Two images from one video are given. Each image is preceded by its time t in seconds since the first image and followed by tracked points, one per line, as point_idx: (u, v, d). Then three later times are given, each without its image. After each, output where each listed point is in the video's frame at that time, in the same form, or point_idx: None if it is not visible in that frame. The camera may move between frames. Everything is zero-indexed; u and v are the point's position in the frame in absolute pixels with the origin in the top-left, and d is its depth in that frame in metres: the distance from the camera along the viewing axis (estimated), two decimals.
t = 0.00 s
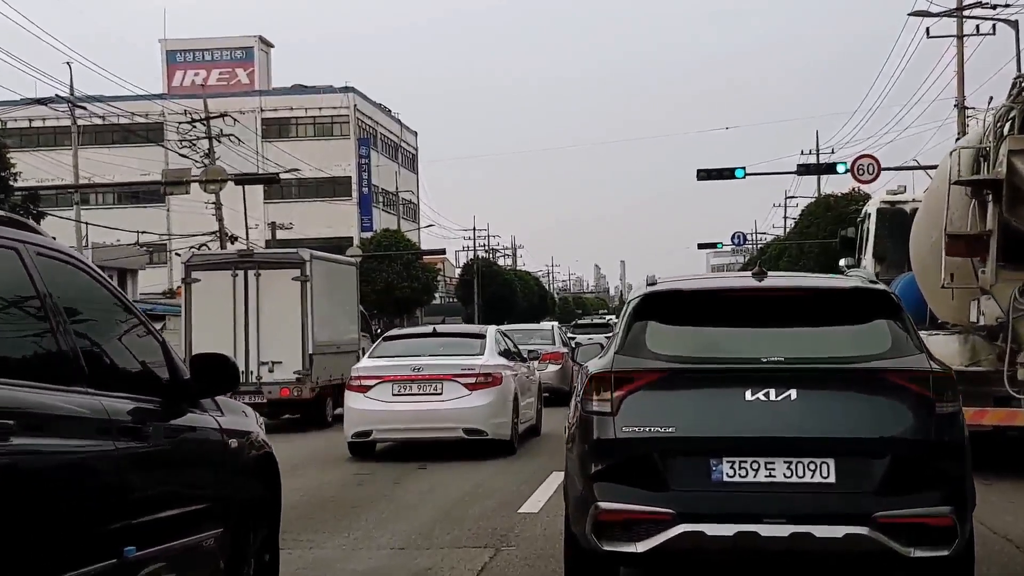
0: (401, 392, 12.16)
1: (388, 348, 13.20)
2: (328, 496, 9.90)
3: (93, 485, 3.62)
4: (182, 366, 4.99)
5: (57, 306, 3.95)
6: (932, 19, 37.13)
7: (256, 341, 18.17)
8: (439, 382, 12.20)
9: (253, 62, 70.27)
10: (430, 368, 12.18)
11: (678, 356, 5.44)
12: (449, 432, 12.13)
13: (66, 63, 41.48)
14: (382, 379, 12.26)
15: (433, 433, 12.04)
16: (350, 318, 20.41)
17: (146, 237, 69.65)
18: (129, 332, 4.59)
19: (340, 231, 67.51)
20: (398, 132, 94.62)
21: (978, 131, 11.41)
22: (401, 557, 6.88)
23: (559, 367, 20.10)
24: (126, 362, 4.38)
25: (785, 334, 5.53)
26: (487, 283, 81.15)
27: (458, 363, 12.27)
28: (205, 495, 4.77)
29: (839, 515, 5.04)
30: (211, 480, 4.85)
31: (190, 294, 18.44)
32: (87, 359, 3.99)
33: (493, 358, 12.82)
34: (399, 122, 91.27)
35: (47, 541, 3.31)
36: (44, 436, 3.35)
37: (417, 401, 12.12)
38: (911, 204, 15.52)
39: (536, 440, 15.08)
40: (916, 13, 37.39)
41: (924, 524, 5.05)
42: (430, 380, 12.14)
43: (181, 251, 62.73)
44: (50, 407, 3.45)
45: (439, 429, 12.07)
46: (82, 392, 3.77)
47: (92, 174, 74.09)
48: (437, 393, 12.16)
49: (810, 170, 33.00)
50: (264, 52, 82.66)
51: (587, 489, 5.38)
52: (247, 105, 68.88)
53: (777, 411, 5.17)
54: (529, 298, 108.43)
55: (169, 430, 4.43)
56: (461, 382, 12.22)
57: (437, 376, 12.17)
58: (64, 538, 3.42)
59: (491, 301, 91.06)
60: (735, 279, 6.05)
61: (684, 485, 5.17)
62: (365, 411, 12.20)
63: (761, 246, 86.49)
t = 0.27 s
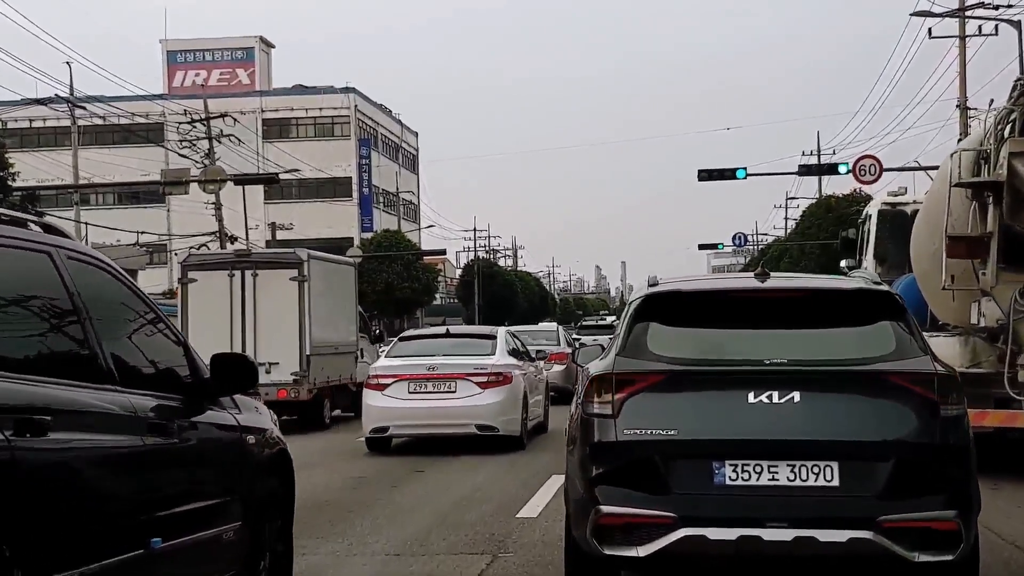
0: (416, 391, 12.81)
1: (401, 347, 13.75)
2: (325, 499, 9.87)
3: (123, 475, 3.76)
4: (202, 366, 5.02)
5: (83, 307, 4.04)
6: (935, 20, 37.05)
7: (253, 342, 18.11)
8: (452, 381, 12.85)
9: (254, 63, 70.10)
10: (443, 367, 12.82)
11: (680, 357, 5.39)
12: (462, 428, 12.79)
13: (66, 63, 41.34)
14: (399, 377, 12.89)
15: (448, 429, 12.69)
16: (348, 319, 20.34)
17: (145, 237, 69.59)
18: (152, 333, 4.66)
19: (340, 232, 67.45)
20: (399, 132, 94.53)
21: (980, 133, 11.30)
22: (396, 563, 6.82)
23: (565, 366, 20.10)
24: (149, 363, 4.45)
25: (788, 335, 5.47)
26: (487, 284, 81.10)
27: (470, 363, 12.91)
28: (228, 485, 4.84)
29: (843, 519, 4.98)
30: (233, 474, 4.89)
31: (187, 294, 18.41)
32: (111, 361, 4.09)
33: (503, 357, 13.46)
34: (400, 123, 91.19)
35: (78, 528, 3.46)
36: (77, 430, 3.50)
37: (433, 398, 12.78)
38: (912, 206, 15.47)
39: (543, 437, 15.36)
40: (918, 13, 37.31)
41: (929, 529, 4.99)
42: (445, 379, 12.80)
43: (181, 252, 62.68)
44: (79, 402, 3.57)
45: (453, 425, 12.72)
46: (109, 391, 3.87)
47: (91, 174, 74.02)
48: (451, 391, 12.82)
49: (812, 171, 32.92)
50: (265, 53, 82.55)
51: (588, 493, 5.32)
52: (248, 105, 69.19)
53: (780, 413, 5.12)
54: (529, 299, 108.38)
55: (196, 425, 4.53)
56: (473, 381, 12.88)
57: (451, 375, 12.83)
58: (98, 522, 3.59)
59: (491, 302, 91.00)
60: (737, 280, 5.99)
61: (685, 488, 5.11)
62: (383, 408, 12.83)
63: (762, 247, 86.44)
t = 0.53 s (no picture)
0: (432, 389, 13.58)
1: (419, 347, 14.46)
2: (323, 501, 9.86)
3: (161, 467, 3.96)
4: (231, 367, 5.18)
5: (116, 310, 4.25)
6: (935, 20, 37.06)
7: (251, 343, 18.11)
8: (466, 380, 13.62)
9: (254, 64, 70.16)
10: (456, 367, 13.57)
11: (681, 358, 5.36)
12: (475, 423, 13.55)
13: (66, 64, 41.26)
14: (416, 377, 13.66)
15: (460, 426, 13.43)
16: (345, 321, 20.34)
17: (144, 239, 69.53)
18: (166, 330, 4.69)
19: (340, 233, 67.44)
20: (398, 134, 94.52)
21: (978, 135, 11.32)
22: (393, 569, 6.80)
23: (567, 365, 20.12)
24: (179, 364, 4.64)
25: (790, 336, 5.44)
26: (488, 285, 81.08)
27: (481, 362, 13.65)
28: (261, 470, 5.02)
29: (844, 519, 4.96)
30: (258, 468, 4.99)
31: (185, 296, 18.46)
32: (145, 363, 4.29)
33: (514, 356, 14.13)
34: (400, 124, 91.22)
35: (122, 518, 3.65)
36: (120, 426, 3.70)
37: (448, 396, 13.55)
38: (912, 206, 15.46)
39: (551, 432, 15.87)
40: (919, 14, 37.32)
41: (930, 530, 4.96)
42: (459, 377, 13.56)
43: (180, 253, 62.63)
44: (123, 399, 3.79)
45: (467, 421, 13.47)
46: (144, 389, 4.08)
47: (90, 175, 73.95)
48: (464, 389, 13.57)
49: (814, 172, 32.90)
50: (264, 53, 82.49)
51: (588, 494, 5.29)
52: (248, 106, 68.89)
53: (781, 415, 5.09)
54: (529, 300, 108.33)
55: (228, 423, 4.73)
56: (485, 379, 13.61)
57: (465, 375, 13.59)
58: (142, 511, 3.80)
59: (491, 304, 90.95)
60: (738, 280, 5.96)
61: (687, 490, 5.09)
62: (401, 405, 13.61)
63: (762, 248, 86.44)
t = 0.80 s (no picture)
0: (447, 385, 13.95)
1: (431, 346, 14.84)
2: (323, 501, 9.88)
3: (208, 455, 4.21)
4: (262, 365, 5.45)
5: (162, 311, 4.57)
6: (935, 18, 37.06)
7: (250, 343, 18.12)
8: (479, 376, 14.00)
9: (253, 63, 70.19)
10: (470, 364, 13.95)
11: (682, 357, 5.38)
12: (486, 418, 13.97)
13: (64, 62, 41.17)
14: (431, 372, 14.02)
15: (473, 420, 13.81)
16: (344, 320, 20.36)
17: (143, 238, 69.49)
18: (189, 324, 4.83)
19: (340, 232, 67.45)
20: (398, 132, 94.50)
21: (974, 137, 11.38)
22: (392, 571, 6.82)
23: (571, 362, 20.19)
24: (218, 363, 4.92)
25: (790, 336, 5.46)
26: (488, 284, 81.08)
27: (494, 360, 14.04)
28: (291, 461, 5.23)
29: (844, 518, 4.98)
30: (292, 459, 5.25)
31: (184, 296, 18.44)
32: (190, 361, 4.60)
33: (523, 354, 14.53)
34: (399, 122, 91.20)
35: (177, 501, 3.88)
36: (172, 416, 3.96)
37: (461, 391, 13.91)
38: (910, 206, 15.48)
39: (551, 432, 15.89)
40: (919, 11, 37.32)
41: (930, 528, 4.98)
42: (474, 373, 13.94)
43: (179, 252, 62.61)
44: (174, 391, 4.07)
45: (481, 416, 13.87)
46: (189, 382, 4.37)
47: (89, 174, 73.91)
48: (477, 384, 13.95)
49: (814, 170, 32.92)
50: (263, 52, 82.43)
51: (589, 493, 5.31)
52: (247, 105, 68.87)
53: (782, 414, 5.11)
54: (529, 299, 108.32)
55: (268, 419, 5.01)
56: (497, 376, 14.00)
57: (478, 371, 13.97)
58: (196, 495, 4.06)
59: (491, 302, 90.94)
60: (738, 280, 5.97)
61: (688, 490, 5.11)
62: (416, 401, 14.00)
63: (762, 246, 86.46)
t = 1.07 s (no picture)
0: (462, 380, 15.07)
1: (447, 343, 15.88)
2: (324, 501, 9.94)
3: (242, 434, 4.71)
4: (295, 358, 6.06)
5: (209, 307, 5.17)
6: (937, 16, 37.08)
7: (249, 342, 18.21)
8: (492, 372, 15.12)
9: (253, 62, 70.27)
10: (484, 360, 15.09)
11: (683, 357, 5.46)
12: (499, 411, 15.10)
13: (63, 61, 41.14)
14: (449, 369, 15.09)
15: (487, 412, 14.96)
16: (344, 320, 20.42)
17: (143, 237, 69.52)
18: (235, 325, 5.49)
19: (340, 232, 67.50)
20: (398, 131, 94.51)
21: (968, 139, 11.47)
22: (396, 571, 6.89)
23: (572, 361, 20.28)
24: (256, 358, 5.50)
25: (791, 335, 5.53)
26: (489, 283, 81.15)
27: (507, 356, 15.16)
28: (318, 450, 5.79)
29: (845, 515, 5.05)
30: (319, 445, 5.85)
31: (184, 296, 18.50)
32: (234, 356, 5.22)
33: (533, 351, 15.57)
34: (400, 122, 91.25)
35: (227, 476, 4.48)
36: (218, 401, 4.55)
37: (477, 386, 15.04)
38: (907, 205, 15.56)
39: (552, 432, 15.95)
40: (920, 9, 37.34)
41: (929, 526, 5.05)
42: (489, 370, 15.09)
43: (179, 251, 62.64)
44: (220, 382, 4.68)
45: (494, 408, 15.01)
46: (233, 373, 4.98)
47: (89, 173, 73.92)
48: (491, 380, 15.09)
49: (817, 168, 32.96)
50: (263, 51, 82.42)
51: (592, 490, 5.38)
52: (247, 104, 68.88)
53: (783, 412, 5.18)
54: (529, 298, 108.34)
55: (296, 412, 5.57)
56: (509, 371, 15.11)
57: (492, 367, 15.09)
58: (241, 472, 4.66)
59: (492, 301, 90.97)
60: (739, 280, 6.03)
61: (690, 487, 5.18)
62: (433, 395, 15.11)
63: (763, 245, 86.51)
